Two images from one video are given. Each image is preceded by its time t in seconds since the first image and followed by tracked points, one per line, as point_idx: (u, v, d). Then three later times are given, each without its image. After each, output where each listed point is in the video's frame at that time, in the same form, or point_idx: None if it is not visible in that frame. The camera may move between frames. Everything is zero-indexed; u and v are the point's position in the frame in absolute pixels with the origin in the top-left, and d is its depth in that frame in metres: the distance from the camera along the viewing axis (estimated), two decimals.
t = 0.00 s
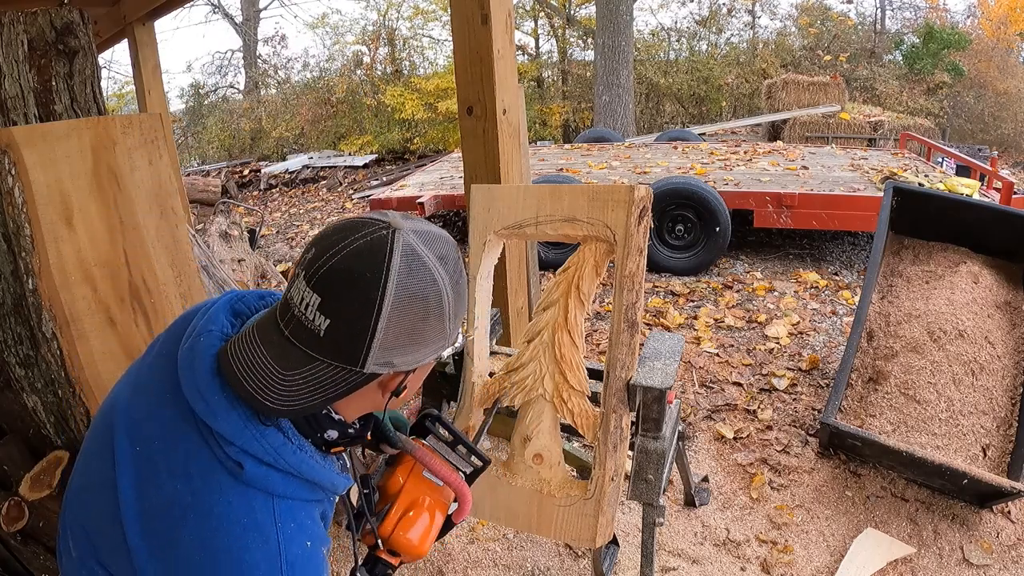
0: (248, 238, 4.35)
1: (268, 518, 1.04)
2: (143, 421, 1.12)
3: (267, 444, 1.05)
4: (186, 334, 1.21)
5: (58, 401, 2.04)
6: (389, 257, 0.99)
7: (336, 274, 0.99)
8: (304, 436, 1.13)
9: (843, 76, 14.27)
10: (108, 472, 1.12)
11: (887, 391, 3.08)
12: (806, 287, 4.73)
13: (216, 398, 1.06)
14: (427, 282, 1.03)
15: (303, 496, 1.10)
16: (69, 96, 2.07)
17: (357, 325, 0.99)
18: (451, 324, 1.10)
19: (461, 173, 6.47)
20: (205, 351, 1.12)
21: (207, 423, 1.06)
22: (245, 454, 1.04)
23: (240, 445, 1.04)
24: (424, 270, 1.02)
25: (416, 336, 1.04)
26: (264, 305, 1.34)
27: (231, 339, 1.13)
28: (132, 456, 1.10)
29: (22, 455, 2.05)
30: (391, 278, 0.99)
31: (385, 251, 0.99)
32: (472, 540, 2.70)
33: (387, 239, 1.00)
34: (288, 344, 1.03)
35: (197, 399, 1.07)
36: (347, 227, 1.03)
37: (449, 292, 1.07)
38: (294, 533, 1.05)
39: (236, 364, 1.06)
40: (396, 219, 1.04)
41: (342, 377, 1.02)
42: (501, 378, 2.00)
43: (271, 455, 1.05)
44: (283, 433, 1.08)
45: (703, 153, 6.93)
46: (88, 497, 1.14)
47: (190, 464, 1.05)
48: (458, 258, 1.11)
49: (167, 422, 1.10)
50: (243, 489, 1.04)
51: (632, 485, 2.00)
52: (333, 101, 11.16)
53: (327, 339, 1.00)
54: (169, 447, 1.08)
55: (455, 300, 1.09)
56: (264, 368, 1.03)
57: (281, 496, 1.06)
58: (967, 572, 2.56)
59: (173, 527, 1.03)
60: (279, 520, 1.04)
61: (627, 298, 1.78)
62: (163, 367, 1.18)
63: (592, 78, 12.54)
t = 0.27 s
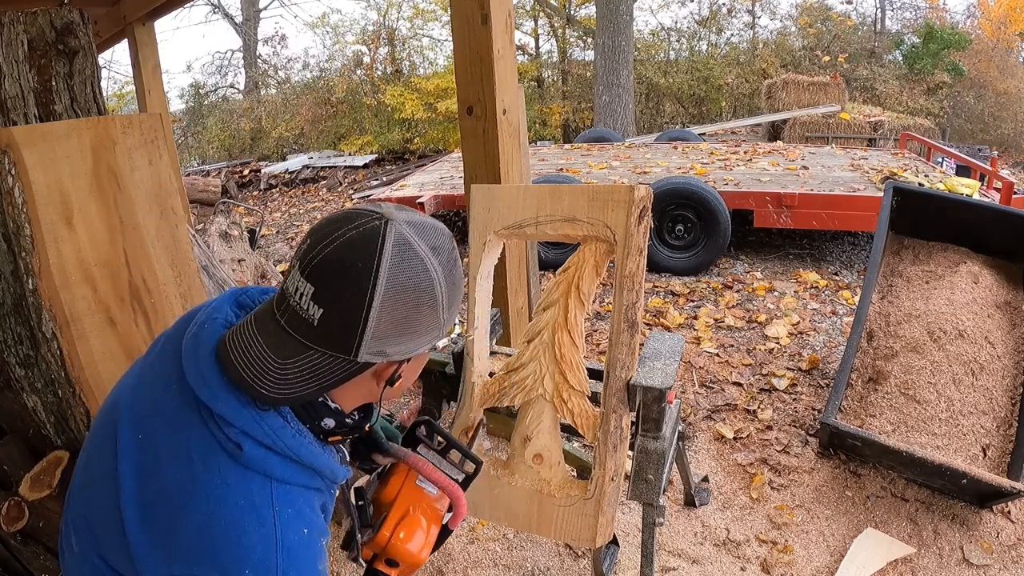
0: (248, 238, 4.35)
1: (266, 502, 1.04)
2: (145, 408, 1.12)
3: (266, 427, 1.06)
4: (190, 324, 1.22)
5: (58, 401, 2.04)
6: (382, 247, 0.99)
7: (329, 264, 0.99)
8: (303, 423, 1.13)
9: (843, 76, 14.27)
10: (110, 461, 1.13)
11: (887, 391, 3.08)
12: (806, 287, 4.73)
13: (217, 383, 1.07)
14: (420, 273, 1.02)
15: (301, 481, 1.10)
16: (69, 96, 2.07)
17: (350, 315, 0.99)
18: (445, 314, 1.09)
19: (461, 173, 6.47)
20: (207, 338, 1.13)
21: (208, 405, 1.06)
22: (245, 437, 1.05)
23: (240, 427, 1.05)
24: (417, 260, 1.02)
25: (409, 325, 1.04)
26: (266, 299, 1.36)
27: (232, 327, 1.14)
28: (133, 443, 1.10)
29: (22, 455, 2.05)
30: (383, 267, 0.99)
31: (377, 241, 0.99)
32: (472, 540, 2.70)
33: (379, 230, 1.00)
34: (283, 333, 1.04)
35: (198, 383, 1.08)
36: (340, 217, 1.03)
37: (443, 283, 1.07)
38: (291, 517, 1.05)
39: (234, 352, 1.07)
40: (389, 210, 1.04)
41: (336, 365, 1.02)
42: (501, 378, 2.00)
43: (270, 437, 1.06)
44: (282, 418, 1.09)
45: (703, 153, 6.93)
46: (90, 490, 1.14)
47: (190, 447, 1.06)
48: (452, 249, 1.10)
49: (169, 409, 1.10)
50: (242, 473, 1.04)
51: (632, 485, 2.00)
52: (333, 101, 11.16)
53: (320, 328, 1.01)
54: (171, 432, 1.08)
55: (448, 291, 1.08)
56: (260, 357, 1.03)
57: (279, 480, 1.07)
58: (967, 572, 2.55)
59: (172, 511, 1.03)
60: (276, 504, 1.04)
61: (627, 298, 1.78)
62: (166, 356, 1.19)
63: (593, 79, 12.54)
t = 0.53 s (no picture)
0: (248, 238, 4.35)
1: (271, 512, 1.04)
2: (146, 415, 1.12)
3: (269, 438, 1.06)
4: (187, 329, 1.21)
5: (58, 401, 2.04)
6: (385, 253, 0.99)
7: (333, 269, 0.99)
8: (305, 429, 1.12)
9: (843, 76, 14.27)
10: (112, 465, 1.12)
11: (887, 391, 3.08)
12: (806, 287, 4.73)
13: (218, 393, 1.06)
14: (423, 280, 1.02)
15: (304, 488, 1.10)
16: (69, 96, 2.07)
17: (352, 321, 0.99)
18: (448, 321, 1.09)
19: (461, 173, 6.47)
20: (206, 346, 1.12)
21: (210, 418, 1.06)
22: (247, 449, 1.05)
23: (243, 440, 1.04)
24: (421, 267, 1.02)
25: (412, 333, 1.03)
26: (265, 298, 1.35)
27: (231, 332, 1.13)
28: (135, 450, 1.10)
29: (22, 455, 2.05)
30: (386, 274, 0.99)
31: (381, 247, 0.99)
32: (472, 540, 2.70)
33: (384, 236, 1.00)
34: (285, 338, 1.04)
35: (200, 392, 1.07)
36: (346, 223, 1.04)
37: (447, 290, 1.06)
38: (296, 525, 1.06)
39: (237, 360, 1.06)
40: (395, 216, 1.04)
41: (338, 371, 1.02)
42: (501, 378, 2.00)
43: (273, 450, 1.06)
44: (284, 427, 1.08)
45: (703, 153, 6.93)
46: (91, 492, 1.14)
47: (193, 457, 1.05)
48: (457, 256, 1.10)
49: (170, 417, 1.10)
50: (246, 483, 1.04)
51: (632, 485, 2.00)
52: (333, 101, 11.16)
53: (322, 334, 1.01)
54: (172, 442, 1.08)
55: (452, 299, 1.07)
56: (262, 361, 1.04)
57: (283, 489, 1.07)
58: (967, 572, 2.55)
59: (176, 522, 1.03)
60: (281, 513, 1.05)
61: (627, 298, 1.78)
62: (165, 361, 1.18)
63: (593, 78, 12.54)
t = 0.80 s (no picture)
0: (248, 238, 4.35)
1: (269, 522, 1.04)
2: (146, 420, 1.12)
3: (266, 448, 1.05)
4: (186, 333, 1.20)
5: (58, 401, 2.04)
6: (385, 263, 0.98)
7: (330, 279, 0.99)
8: (305, 437, 1.14)
9: (843, 76, 14.27)
10: (113, 467, 1.12)
11: (887, 391, 3.08)
12: (806, 287, 4.73)
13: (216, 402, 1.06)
14: (424, 290, 1.01)
15: (304, 498, 1.10)
16: (69, 96, 2.06)
17: (350, 331, 0.99)
18: (451, 332, 1.08)
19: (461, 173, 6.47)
20: (203, 353, 1.12)
21: (208, 427, 1.06)
22: (245, 459, 1.04)
23: (240, 451, 1.04)
24: (422, 277, 1.01)
25: (412, 344, 1.03)
26: (266, 300, 1.34)
27: (228, 337, 1.13)
28: (136, 455, 1.10)
29: (22, 455, 2.05)
30: (385, 284, 0.98)
31: (380, 256, 0.98)
32: (472, 540, 2.70)
33: (383, 244, 0.99)
34: (282, 347, 1.04)
35: (198, 401, 1.07)
36: (345, 230, 1.02)
37: (449, 300, 1.05)
38: (295, 535, 1.06)
39: (232, 367, 1.06)
40: (395, 222, 1.02)
41: (335, 382, 1.02)
42: (501, 378, 2.00)
43: (271, 460, 1.05)
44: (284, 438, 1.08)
45: (703, 153, 6.93)
46: (94, 492, 1.14)
47: (192, 465, 1.05)
48: (460, 264, 1.08)
49: (170, 423, 1.10)
50: (245, 493, 1.04)
51: (632, 485, 2.00)
52: (333, 101, 11.16)
53: (319, 345, 1.00)
54: (171, 448, 1.08)
55: (455, 308, 1.06)
56: (259, 371, 1.03)
57: (282, 498, 1.07)
58: (967, 572, 2.55)
59: (176, 530, 1.04)
60: (280, 523, 1.05)
61: (628, 298, 1.78)
62: (166, 365, 1.18)
63: (593, 78, 12.54)
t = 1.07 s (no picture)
0: (248, 238, 4.35)
1: (270, 525, 1.05)
2: (145, 423, 1.12)
3: (267, 452, 1.05)
4: (185, 335, 1.20)
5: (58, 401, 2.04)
6: (389, 265, 0.97)
7: (333, 282, 0.98)
8: (306, 441, 1.13)
9: (843, 77, 14.27)
10: (112, 470, 1.12)
11: (887, 391, 3.07)
12: (806, 287, 4.74)
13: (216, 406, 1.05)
14: (428, 293, 1.00)
15: (304, 499, 1.11)
16: (69, 96, 2.06)
17: (353, 335, 0.98)
18: (455, 335, 1.07)
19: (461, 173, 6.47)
20: (202, 356, 1.12)
21: (207, 431, 1.06)
22: (245, 464, 1.04)
23: (240, 455, 1.04)
24: (426, 280, 1.00)
25: (416, 347, 1.02)
26: (265, 300, 1.34)
27: (227, 339, 1.13)
28: (135, 457, 1.10)
29: (22, 455, 2.05)
30: (389, 287, 0.97)
31: (384, 259, 0.97)
32: (472, 540, 2.70)
33: (388, 246, 0.98)
34: (284, 349, 1.03)
35: (197, 404, 1.07)
36: (348, 231, 1.01)
37: (454, 303, 1.04)
38: (297, 538, 1.07)
39: (232, 370, 1.06)
40: (400, 224, 1.01)
41: (337, 385, 1.01)
42: (501, 378, 2.01)
43: (271, 464, 1.06)
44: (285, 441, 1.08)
45: (703, 153, 6.93)
46: (93, 494, 1.15)
47: (191, 469, 1.05)
48: (465, 267, 1.07)
49: (169, 426, 1.10)
50: (245, 497, 1.05)
51: (632, 485, 2.00)
52: (333, 101, 11.17)
53: (322, 348, 1.00)
54: (171, 452, 1.08)
55: (459, 311, 1.06)
56: (261, 373, 1.03)
57: (283, 501, 1.08)
58: (967, 572, 2.56)
59: (176, 534, 1.04)
60: (281, 526, 1.06)
61: (627, 298, 1.78)
62: (165, 368, 1.17)
63: (593, 79, 12.54)
